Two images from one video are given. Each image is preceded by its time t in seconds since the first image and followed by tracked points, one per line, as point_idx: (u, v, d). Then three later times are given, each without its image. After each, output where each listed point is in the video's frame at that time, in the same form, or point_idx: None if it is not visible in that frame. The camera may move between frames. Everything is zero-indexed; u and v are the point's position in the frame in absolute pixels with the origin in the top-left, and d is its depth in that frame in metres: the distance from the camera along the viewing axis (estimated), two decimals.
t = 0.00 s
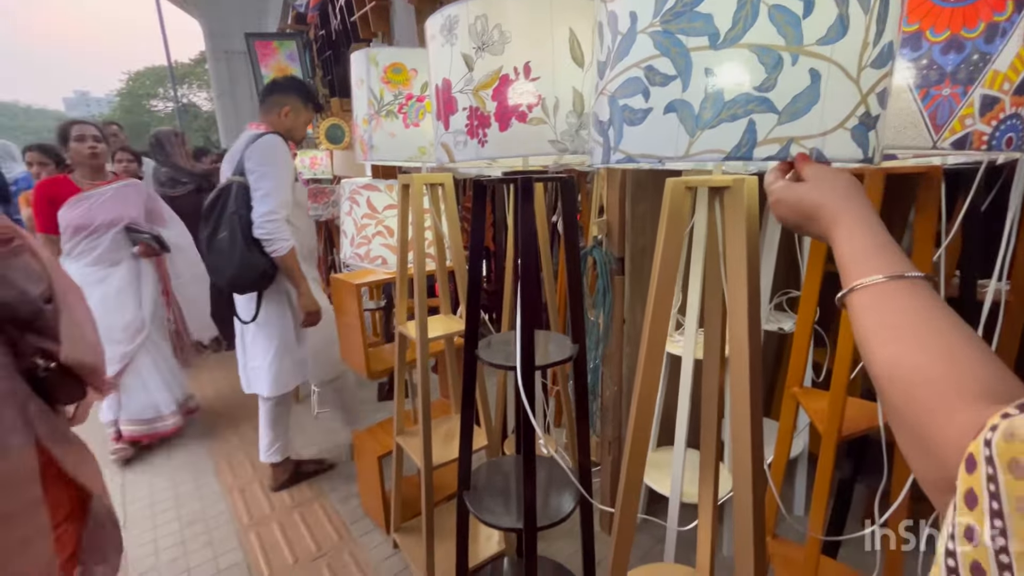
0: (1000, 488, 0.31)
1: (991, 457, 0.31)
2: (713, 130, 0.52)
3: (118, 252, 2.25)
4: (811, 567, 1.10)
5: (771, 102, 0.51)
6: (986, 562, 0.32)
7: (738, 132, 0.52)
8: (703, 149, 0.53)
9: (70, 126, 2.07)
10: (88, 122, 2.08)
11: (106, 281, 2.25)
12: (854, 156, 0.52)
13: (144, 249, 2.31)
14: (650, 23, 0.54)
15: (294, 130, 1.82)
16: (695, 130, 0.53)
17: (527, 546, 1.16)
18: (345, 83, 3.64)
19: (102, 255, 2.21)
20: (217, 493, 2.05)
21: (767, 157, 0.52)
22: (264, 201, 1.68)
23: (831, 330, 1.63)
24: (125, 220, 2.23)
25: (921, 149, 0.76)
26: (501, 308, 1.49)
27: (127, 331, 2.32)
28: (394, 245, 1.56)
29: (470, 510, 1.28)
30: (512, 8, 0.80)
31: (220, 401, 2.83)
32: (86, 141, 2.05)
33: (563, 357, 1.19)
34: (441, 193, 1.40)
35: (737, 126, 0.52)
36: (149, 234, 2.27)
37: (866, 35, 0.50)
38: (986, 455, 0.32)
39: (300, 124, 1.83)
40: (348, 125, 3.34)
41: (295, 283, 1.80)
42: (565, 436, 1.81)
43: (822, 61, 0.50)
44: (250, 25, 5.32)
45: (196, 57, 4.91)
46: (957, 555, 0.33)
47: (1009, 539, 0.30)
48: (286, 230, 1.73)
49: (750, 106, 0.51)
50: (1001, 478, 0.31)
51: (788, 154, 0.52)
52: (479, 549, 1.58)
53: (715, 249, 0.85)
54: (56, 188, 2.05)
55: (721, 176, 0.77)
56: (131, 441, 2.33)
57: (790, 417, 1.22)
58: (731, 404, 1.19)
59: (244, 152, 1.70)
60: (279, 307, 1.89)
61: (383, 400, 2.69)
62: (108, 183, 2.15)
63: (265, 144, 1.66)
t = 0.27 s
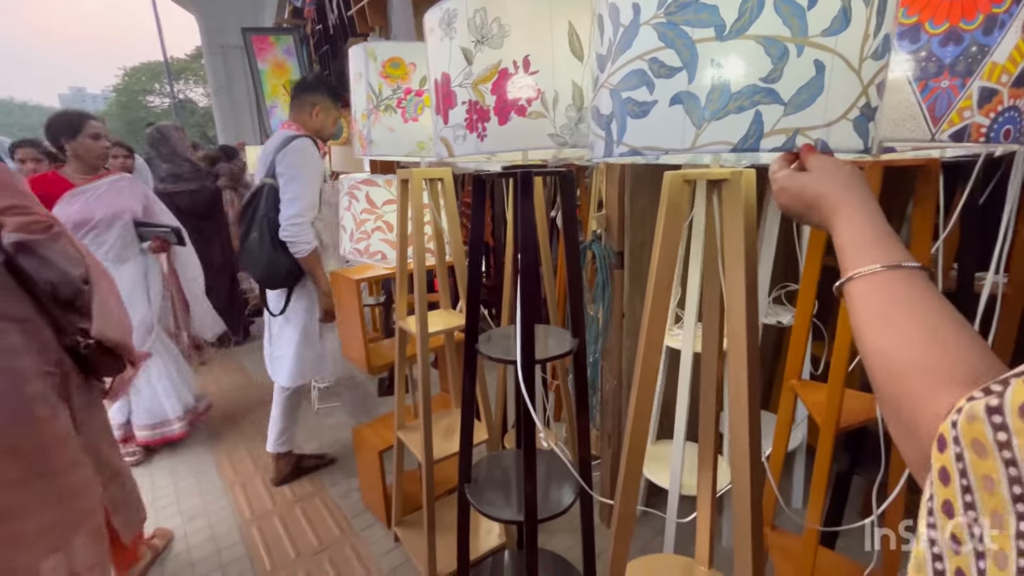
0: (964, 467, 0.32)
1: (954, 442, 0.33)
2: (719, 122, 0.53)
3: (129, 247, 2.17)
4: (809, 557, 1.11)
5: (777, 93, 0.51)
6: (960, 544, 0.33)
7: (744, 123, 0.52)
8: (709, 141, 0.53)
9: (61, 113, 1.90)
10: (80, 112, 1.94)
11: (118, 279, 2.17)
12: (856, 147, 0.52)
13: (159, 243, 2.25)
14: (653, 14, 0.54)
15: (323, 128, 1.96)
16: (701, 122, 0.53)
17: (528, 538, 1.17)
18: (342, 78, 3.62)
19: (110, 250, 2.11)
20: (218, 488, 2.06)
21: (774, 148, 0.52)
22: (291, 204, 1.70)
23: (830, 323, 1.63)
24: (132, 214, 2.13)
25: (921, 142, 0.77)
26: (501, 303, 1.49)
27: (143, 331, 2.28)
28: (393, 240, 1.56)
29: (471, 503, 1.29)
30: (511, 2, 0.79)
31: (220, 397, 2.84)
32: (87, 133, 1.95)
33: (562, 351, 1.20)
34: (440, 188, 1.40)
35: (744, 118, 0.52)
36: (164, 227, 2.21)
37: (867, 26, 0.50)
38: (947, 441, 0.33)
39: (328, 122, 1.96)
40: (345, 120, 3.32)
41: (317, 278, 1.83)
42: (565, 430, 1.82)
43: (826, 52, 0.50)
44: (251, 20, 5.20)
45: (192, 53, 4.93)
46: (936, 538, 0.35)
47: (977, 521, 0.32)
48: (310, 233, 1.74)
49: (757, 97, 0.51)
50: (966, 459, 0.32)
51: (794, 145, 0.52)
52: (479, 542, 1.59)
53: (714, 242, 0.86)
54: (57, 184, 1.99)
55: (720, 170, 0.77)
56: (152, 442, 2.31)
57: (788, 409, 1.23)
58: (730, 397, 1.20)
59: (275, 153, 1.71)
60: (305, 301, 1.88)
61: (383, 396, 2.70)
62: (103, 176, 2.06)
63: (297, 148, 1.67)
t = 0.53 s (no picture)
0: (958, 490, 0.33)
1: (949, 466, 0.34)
2: (725, 126, 0.53)
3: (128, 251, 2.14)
4: (809, 556, 1.12)
5: (783, 98, 0.51)
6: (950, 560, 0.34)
7: (750, 128, 0.52)
8: (715, 146, 0.54)
9: (63, 112, 1.82)
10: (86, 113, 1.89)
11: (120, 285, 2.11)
12: (861, 151, 0.52)
13: (154, 246, 2.21)
14: (658, 18, 0.54)
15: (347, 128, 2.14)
16: (707, 127, 0.54)
17: (530, 539, 1.17)
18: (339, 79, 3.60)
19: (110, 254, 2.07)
20: (217, 491, 2.05)
21: (780, 153, 0.52)
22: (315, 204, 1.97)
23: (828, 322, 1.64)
24: (129, 219, 2.13)
25: (919, 142, 0.77)
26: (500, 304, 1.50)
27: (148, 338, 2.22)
28: (392, 243, 1.56)
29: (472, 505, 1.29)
30: (512, 4, 0.79)
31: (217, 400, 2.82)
32: (94, 134, 1.90)
33: (563, 352, 1.20)
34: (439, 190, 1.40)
35: (750, 123, 0.52)
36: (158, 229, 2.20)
37: (874, 30, 0.50)
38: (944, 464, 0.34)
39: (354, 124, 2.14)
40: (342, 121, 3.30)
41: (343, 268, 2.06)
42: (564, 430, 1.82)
43: (832, 56, 0.50)
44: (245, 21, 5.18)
45: (187, 53, 4.88)
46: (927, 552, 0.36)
47: (967, 542, 0.33)
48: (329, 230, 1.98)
49: (763, 102, 0.51)
50: (960, 482, 0.33)
51: (800, 150, 0.52)
52: (479, 544, 1.59)
53: (715, 242, 0.86)
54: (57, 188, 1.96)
55: (721, 171, 0.78)
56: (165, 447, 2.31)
57: (788, 409, 1.23)
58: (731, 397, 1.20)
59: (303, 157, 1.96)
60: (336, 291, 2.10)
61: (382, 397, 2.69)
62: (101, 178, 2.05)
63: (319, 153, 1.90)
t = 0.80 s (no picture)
0: (959, 482, 0.33)
1: (949, 459, 0.34)
2: (721, 125, 0.54)
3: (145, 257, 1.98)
4: (806, 550, 1.13)
5: (778, 97, 0.52)
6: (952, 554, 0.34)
7: (746, 127, 0.53)
8: (711, 144, 0.54)
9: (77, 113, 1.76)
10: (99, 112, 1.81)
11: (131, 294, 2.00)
12: (854, 150, 0.54)
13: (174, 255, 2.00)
14: (656, 18, 0.55)
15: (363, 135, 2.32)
16: (703, 126, 0.55)
17: (530, 536, 1.18)
18: (335, 79, 3.61)
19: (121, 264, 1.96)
20: (217, 492, 2.05)
21: (774, 152, 0.53)
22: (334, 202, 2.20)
23: (824, 319, 1.66)
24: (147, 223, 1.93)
25: (913, 140, 0.78)
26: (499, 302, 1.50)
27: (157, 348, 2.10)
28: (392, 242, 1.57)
29: (472, 503, 1.30)
30: (510, 5, 0.80)
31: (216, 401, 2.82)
32: (110, 135, 1.83)
33: (562, 350, 1.20)
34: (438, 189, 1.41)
35: (745, 122, 0.53)
36: (186, 238, 1.90)
37: (866, 31, 0.52)
38: (943, 456, 0.34)
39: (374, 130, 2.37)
40: (339, 121, 3.30)
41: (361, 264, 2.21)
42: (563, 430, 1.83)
43: (826, 57, 0.51)
44: (240, 21, 5.17)
45: (183, 54, 4.88)
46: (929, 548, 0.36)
47: (970, 534, 0.33)
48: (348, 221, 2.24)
49: (758, 102, 0.52)
50: (961, 474, 0.33)
51: (794, 149, 0.53)
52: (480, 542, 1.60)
53: (713, 239, 0.87)
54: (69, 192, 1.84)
55: (718, 170, 0.79)
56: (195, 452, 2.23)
57: (784, 404, 1.24)
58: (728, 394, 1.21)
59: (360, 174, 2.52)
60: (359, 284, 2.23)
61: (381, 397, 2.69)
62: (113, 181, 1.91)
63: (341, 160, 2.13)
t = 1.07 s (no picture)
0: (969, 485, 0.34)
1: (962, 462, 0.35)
2: (711, 124, 0.54)
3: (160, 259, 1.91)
4: (796, 545, 1.15)
5: (766, 96, 0.53)
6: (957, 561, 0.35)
7: (735, 126, 0.54)
8: (701, 143, 0.55)
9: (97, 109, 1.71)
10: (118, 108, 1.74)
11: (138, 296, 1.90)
12: (841, 148, 0.55)
13: (192, 252, 1.98)
14: (647, 18, 0.56)
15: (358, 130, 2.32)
16: (693, 124, 0.55)
17: (524, 534, 1.18)
18: (325, 78, 3.59)
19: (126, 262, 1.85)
20: (207, 495, 2.03)
21: (763, 151, 0.54)
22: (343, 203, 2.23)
23: (813, 316, 1.68)
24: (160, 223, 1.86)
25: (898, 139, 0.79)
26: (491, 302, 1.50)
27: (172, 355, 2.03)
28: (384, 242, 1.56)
29: (467, 502, 1.30)
30: (501, 4, 0.80)
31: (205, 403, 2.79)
32: (126, 133, 1.75)
33: (554, 349, 1.21)
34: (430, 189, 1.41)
35: (735, 121, 0.54)
36: (195, 233, 1.90)
37: (852, 31, 0.52)
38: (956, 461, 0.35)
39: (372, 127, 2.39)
40: (329, 120, 3.28)
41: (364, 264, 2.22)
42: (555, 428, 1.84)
43: (813, 56, 0.52)
44: (228, 20, 5.12)
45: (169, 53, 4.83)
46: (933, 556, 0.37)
47: (976, 538, 0.34)
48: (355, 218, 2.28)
49: (747, 101, 0.53)
50: (971, 476, 0.34)
51: (782, 148, 0.54)
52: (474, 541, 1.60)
53: (703, 237, 0.88)
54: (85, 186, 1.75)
55: (708, 169, 0.80)
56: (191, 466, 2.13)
57: (775, 401, 1.26)
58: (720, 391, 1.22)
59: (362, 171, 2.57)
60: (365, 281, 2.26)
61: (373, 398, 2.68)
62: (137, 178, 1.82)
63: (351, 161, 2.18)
